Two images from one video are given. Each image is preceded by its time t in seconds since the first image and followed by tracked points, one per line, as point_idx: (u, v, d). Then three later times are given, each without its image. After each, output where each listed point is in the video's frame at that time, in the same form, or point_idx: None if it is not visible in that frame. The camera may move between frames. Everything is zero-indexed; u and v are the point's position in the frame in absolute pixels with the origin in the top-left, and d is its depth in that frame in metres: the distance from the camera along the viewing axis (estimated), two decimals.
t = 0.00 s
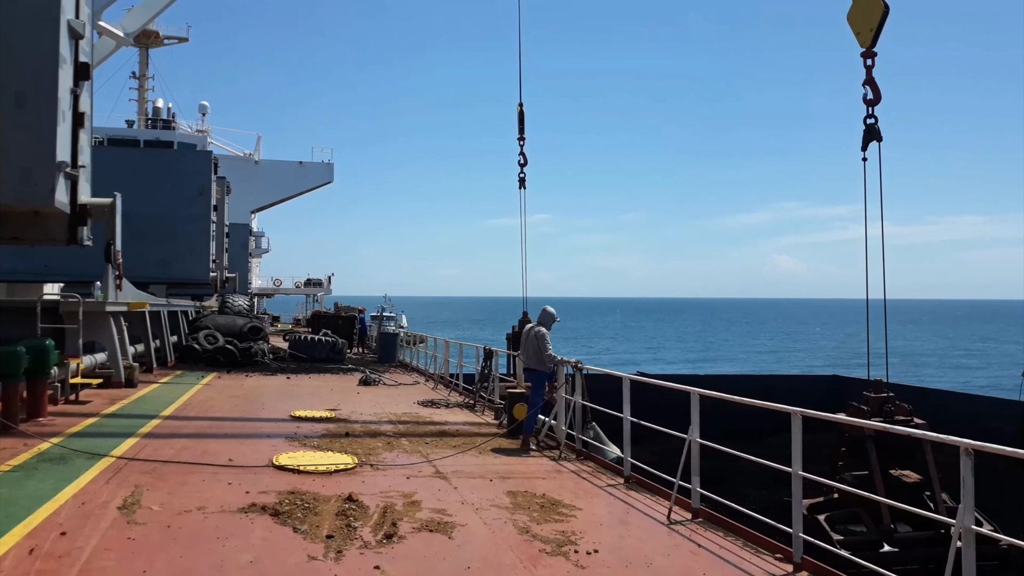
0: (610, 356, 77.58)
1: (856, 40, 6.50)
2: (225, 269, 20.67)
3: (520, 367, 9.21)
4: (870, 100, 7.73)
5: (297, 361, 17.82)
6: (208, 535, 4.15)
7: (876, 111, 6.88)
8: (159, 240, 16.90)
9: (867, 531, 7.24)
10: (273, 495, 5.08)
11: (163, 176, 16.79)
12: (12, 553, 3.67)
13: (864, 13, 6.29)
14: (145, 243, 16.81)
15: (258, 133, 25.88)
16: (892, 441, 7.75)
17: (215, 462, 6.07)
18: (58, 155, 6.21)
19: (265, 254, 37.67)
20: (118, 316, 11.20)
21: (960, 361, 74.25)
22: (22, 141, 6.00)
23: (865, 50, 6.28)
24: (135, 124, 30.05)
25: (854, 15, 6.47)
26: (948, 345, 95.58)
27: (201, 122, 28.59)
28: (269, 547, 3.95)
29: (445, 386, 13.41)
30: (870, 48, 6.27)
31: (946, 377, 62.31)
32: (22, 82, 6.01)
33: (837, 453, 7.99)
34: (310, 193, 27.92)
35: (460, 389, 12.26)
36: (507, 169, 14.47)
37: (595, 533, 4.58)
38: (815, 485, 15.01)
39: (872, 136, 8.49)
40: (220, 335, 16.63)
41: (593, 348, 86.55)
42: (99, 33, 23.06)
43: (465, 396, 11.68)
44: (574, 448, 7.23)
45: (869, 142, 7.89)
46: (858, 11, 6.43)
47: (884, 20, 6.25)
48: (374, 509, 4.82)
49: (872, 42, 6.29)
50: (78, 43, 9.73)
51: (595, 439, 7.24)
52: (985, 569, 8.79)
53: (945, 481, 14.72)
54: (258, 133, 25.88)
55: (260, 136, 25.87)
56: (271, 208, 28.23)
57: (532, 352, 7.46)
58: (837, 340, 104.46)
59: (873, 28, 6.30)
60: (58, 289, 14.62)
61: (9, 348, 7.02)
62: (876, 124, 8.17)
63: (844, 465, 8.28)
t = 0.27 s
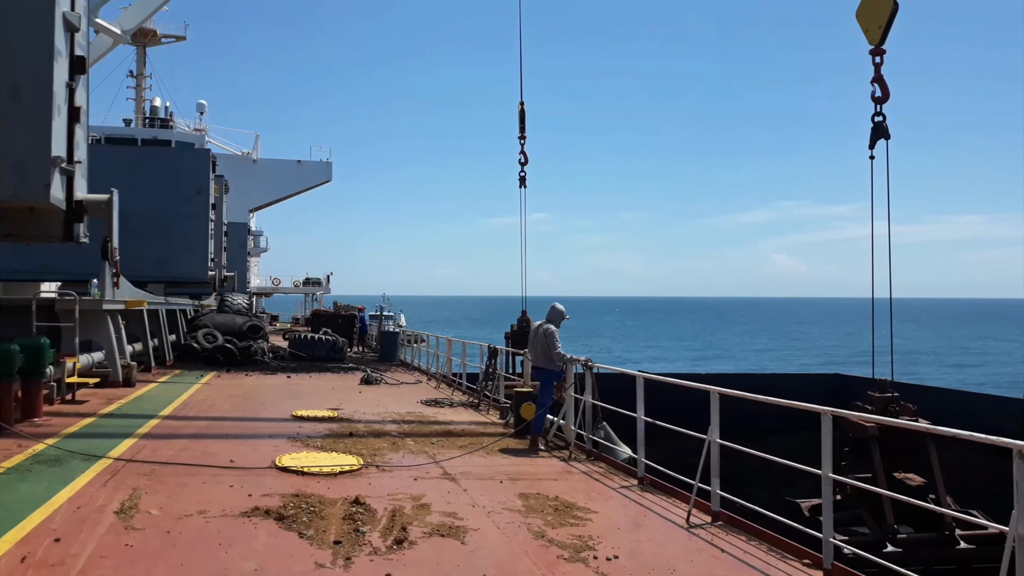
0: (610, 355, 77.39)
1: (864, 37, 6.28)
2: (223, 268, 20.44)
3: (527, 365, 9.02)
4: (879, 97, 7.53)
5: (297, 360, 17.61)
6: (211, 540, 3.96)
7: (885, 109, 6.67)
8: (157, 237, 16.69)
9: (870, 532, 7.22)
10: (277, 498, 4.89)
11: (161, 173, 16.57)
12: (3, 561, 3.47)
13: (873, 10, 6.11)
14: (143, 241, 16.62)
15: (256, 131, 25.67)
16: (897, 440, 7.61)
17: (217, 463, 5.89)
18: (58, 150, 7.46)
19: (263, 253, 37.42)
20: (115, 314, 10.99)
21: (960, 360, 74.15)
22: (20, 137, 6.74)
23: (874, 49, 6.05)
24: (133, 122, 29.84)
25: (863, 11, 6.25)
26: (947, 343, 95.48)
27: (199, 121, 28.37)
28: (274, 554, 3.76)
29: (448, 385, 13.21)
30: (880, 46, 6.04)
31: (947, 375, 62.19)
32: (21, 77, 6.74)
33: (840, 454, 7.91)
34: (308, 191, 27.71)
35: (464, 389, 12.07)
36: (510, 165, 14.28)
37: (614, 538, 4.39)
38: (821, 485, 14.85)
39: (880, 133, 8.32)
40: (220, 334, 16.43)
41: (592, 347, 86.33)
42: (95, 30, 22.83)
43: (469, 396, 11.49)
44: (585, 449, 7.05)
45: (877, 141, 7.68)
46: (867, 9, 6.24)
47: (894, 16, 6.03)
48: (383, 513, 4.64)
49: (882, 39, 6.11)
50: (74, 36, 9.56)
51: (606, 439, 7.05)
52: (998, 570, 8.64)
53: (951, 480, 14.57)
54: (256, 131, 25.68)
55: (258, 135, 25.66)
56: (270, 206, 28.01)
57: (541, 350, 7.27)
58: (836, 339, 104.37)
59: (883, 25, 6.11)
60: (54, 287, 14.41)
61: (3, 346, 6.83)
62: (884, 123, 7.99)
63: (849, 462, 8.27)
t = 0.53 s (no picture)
0: (611, 354, 77.17)
1: (877, 31, 6.21)
2: (222, 267, 20.21)
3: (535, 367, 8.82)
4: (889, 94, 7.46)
5: (297, 360, 17.39)
6: (209, 556, 3.74)
7: (894, 108, 6.63)
8: (156, 236, 16.46)
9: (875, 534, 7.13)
10: (280, 509, 4.68)
11: (160, 170, 16.34)
12: None
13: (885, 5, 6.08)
14: (142, 240, 16.39)
15: (256, 129, 25.44)
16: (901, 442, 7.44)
17: (216, 471, 5.67)
18: (50, 145, 7.63)
19: (263, 252, 37.16)
20: (112, 314, 10.77)
21: (961, 360, 73.94)
22: (13, 136, 7.47)
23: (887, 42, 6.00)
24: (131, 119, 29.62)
25: (876, 6, 6.18)
26: (948, 343, 95.29)
27: (198, 118, 28.13)
28: (278, 571, 3.55)
29: (450, 387, 13.00)
30: (890, 41, 6.02)
31: (949, 374, 62.00)
32: (18, 79, 7.45)
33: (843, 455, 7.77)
34: (308, 190, 27.47)
35: (468, 390, 11.85)
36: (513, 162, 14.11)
37: (634, 553, 4.18)
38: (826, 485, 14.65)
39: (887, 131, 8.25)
40: (219, 334, 16.20)
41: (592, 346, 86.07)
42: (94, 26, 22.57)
43: (473, 398, 11.27)
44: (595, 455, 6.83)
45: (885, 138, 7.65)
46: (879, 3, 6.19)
47: (906, 11, 6.00)
48: (390, 525, 4.43)
49: (894, 35, 6.07)
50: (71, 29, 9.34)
51: (617, 445, 6.85)
52: None
53: (956, 481, 14.37)
54: (256, 129, 25.44)
55: (258, 133, 25.43)
56: (269, 205, 27.78)
57: (550, 352, 7.05)
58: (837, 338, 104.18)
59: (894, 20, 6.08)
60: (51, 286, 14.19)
61: None
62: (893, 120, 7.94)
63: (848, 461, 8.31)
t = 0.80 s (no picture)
0: (610, 356, 76.95)
1: (881, 29, 6.36)
2: (221, 268, 19.99)
3: (543, 370, 8.64)
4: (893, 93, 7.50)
5: (297, 362, 17.18)
6: (212, 571, 3.55)
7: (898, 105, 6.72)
8: (153, 237, 16.26)
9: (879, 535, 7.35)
10: (285, 519, 4.49)
11: (158, 171, 16.14)
12: None
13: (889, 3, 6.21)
14: (140, 241, 16.19)
15: (255, 130, 25.25)
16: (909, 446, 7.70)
17: (217, 478, 5.47)
18: (45, 144, 7.45)
19: (261, 253, 36.93)
20: (110, 316, 10.58)
21: (964, 361, 73.38)
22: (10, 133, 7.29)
23: (892, 39, 6.13)
24: (129, 120, 29.42)
25: (879, 5, 6.35)
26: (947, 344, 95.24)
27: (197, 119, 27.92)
28: None
29: (454, 390, 12.81)
30: (894, 38, 6.17)
31: (948, 375, 61.89)
32: (14, 73, 7.25)
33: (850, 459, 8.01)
34: (307, 191, 27.28)
35: (471, 393, 11.67)
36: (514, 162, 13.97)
37: (656, 566, 4.01)
38: (830, 488, 14.48)
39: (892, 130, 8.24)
40: (218, 336, 16.00)
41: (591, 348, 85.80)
42: (91, 25, 22.37)
43: (477, 401, 11.08)
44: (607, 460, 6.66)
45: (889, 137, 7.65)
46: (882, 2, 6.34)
47: (909, 9, 6.15)
48: (401, 536, 4.25)
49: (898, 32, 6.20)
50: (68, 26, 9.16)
51: (629, 450, 6.66)
52: None
53: (961, 484, 14.19)
54: (255, 130, 25.26)
55: (256, 134, 25.25)
56: (268, 206, 27.59)
57: (560, 354, 6.87)
58: (836, 339, 104.08)
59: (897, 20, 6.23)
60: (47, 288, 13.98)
61: None
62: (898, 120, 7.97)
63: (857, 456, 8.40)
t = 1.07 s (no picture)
0: (610, 356, 76.65)
1: (883, 26, 6.41)
2: (220, 268, 19.79)
3: (551, 373, 8.46)
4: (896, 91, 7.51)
5: (297, 363, 17.00)
6: None
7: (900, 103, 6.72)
8: (152, 236, 16.05)
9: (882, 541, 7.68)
10: (290, 530, 4.31)
11: (157, 170, 15.93)
12: None
13: None
14: (138, 240, 15.98)
15: (254, 129, 25.04)
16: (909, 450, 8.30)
17: (218, 487, 5.28)
18: (41, 139, 7.23)
19: (260, 253, 36.71)
20: (107, 316, 10.38)
21: (964, 361, 73.30)
22: (8, 128, 7.09)
23: (892, 38, 6.18)
24: (127, 119, 29.21)
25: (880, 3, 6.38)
26: (946, 344, 95.20)
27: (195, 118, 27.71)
28: None
29: (457, 392, 12.63)
30: (896, 36, 6.19)
31: (948, 375, 61.85)
32: (10, 68, 7.07)
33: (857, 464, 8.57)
34: (306, 190, 27.08)
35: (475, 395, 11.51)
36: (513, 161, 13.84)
37: None
38: (833, 491, 14.34)
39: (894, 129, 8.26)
40: (217, 337, 15.80)
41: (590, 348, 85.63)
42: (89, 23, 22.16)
43: (481, 404, 10.91)
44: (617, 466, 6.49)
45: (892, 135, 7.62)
46: None
47: (911, 7, 6.17)
48: (411, 549, 4.07)
49: (901, 30, 6.21)
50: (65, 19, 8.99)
51: (641, 456, 6.48)
52: None
53: (967, 487, 14.13)
54: (254, 129, 25.05)
55: (255, 132, 25.04)
56: (267, 206, 27.39)
57: (570, 357, 6.69)
58: (835, 339, 104.02)
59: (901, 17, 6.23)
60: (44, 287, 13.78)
61: None
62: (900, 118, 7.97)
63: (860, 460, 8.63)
